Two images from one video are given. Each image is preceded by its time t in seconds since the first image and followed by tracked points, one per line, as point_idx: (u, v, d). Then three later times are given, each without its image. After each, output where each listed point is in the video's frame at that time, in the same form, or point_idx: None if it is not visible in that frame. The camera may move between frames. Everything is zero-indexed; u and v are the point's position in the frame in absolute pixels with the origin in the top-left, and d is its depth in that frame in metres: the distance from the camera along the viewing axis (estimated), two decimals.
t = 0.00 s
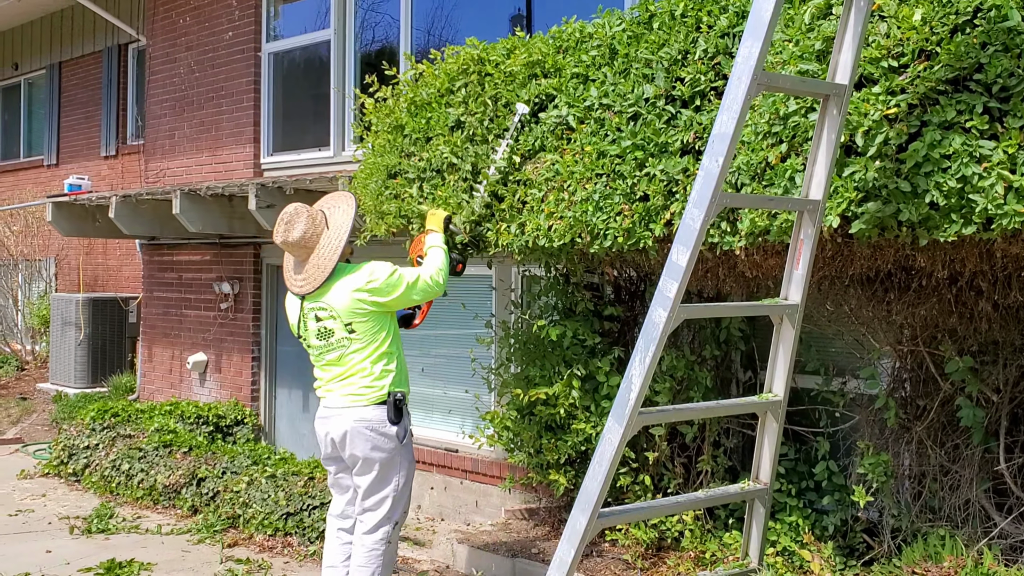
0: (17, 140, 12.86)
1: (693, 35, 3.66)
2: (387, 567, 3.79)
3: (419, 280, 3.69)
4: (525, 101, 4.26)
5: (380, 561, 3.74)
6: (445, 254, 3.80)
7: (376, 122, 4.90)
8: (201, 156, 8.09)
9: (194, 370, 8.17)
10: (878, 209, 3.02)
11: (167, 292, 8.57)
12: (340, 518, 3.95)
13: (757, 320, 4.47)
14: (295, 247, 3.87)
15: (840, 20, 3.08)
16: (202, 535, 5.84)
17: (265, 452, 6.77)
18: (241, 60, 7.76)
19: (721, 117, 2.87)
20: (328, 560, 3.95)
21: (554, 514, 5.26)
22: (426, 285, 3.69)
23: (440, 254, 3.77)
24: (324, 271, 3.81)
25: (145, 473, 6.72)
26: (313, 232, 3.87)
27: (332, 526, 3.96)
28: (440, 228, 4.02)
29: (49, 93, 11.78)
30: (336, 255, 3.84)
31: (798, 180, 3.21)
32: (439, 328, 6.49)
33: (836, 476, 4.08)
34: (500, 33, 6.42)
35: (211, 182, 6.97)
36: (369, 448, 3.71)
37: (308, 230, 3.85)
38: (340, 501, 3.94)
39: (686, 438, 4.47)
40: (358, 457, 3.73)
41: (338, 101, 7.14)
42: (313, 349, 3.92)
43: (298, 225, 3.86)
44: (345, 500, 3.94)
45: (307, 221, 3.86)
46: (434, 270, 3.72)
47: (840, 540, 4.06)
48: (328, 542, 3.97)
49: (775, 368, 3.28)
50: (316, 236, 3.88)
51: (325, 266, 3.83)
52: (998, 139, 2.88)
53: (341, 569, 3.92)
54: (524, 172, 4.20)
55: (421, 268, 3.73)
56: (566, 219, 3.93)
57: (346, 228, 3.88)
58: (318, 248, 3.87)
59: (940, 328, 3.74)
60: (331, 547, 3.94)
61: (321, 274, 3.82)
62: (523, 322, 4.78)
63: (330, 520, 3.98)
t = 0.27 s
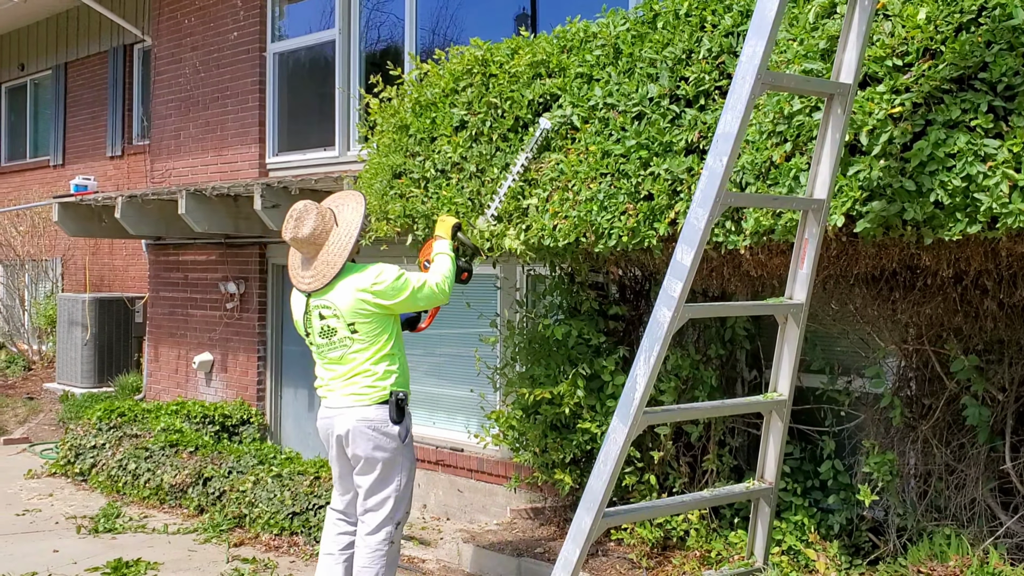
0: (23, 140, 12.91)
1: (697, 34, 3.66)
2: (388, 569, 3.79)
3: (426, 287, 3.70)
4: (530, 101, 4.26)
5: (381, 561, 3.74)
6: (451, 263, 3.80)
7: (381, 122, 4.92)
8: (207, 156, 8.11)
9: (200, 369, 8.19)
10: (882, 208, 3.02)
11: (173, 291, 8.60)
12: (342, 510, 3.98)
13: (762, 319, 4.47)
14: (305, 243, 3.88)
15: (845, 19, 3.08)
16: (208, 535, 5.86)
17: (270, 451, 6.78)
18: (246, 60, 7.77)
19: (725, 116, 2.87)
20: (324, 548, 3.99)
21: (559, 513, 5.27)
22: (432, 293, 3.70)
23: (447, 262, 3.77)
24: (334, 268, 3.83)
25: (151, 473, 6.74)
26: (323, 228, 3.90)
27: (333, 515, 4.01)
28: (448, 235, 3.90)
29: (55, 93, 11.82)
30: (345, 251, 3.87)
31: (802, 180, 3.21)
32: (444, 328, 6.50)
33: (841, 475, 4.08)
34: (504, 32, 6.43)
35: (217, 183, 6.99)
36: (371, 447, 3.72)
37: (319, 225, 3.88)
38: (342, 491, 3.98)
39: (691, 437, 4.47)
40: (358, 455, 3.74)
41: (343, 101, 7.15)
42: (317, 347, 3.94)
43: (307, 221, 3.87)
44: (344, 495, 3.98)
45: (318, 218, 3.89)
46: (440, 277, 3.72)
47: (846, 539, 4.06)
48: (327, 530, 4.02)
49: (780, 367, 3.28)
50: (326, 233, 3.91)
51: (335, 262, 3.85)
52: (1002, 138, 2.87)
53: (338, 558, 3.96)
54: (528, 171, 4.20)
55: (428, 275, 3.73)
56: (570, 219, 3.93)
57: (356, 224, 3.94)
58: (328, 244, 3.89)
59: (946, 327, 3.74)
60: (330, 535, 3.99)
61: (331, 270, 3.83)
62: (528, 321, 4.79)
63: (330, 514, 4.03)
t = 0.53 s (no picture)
0: (29, 142, 12.95)
1: (701, 36, 3.67)
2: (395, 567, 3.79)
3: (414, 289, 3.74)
4: (533, 102, 4.27)
5: (386, 561, 3.74)
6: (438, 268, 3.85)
7: (385, 124, 4.93)
8: (211, 158, 8.13)
9: (204, 371, 8.21)
10: (886, 210, 3.02)
11: (177, 293, 8.62)
12: (319, 514, 4.01)
13: (766, 321, 4.47)
14: (297, 247, 3.96)
15: (848, 21, 3.08)
16: (213, 536, 5.87)
17: (275, 452, 6.80)
18: (250, 62, 7.79)
19: (728, 118, 2.87)
20: (301, 553, 4.03)
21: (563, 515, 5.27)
22: (420, 296, 3.75)
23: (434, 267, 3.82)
24: (323, 271, 3.89)
25: (156, 474, 6.76)
26: (314, 232, 3.97)
27: (311, 519, 4.03)
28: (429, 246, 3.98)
29: (60, 95, 11.85)
30: (335, 254, 3.92)
31: (806, 182, 3.21)
32: (448, 329, 6.50)
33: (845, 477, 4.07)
34: (508, 34, 6.44)
35: (221, 185, 7.00)
36: (365, 447, 3.73)
37: (310, 230, 3.95)
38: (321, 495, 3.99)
39: (695, 439, 4.47)
40: (352, 456, 3.76)
41: (347, 103, 7.17)
42: (311, 351, 3.97)
43: (299, 225, 3.96)
44: (327, 496, 3.98)
45: (310, 221, 3.97)
46: (428, 282, 3.77)
47: (850, 541, 4.06)
48: (305, 535, 4.05)
49: (783, 369, 3.28)
50: (317, 237, 3.97)
51: (326, 265, 3.91)
52: (1006, 140, 2.87)
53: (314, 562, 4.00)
54: (532, 173, 4.21)
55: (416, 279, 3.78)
56: (574, 221, 3.94)
57: (347, 229, 3.97)
58: (319, 248, 3.96)
59: (950, 329, 3.74)
60: (306, 539, 4.02)
61: (321, 273, 3.90)
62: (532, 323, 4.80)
63: (311, 517, 4.03)
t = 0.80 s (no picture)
0: (34, 142, 12.99)
1: (706, 35, 3.66)
2: (393, 556, 3.90)
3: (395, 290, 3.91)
4: (538, 101, 4.26)
5: (381, 551, 3.85)
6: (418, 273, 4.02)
7: (389, 124, 4.95)
8: (216, 158, 8.14)
9: (209, 370, 8.22)
10: (892, 209, 3.02)
11: (182, 292, 8.63)
12: (317, 508, 4.16)
13: (771, 321, 4.46)
14: (284, 246, 4.16)
15: (853, 20, 3.07)
16: (218, 535, 5.89)
17: (280, 451, 6.81)
18: (255, 62, 7.80)
19: (733, 117, 2.87)
20: (301, 548, 4.16)
21: (567, 515, 5.27)
22: (402, 296, 3.92)
23: (414, 271, 4.01)
24: (309, 269, 4.09)
25: (161, 473, 6.78)
26: (302, 233, 4.17)
27: (309, 516, 4.18)
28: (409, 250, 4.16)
29: (65, 95, 11.89)
30: (320, 254, 4.12)
31: (811, 181, 3.20)
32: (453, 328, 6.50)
33: (850, 477, 4.06)
34: (512, 34, 6.44)
35: (226, 184, 7.01)
36: (346, 443, 3.91)
37: (297, 230, 4.15)
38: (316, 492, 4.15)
39: (700, 439, 4.46)
40: (336, 453, 3.94)
41: (352, 103, 7.18)
42: (299, 347, 4.16)
43: (287, 225, 4.16)
44: (321, 491, 4.13)
45: (297, 222, 4.17)
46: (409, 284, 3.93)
47: (855, 541, 4.05)
48: (304, 531, 4.19)
49: (788, 369, 3.27)
50: (305, 237, 4.17)
51: (311, 263, 4.10)
52: (1012, 139, 2.87)
53: (313, 557, 4.12)
54: (536, 172, 4.20)
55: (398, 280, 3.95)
56: (578, 220, 3.93)
57: (333, 230, 4.16)
58: (306, 247, 4.15)
59: (955, 328, 3.73)
60: (305, 535, 4.16)
61: (307, 271, 4.09)
62: (536, 322, 4.80)
63: (309, 513, 4.19)
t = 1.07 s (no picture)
0: (42, 140, 13.03)
1: (714, 33, 3.66)
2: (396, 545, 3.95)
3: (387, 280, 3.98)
4: (546, 99, 4.26)
5: (384, 539, 3.90)
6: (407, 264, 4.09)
7: (397, 122, 4.95)
8: (224, 156, 8.16)
9: (217, 368, 8.24)
10: (901, 207, 3.01)
11: (190, 290, 8.66)
12: (319, 502, 4.19)
13: (780, 319, 4.45)
14: (277, 245, 4.22)
15: (863, 17, 3.06)
16: (226, 533, 5.91)
17: (287, 449, 6.81)
18: (262, 60, 7.82)
19: (743, 115, 2.86)
20: (306, 544, 4.19)
21: (575, 513, 5.27)
22: (395, 286, 3.99)
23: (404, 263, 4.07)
24: (300, 267, 4.14)
25: (169, 471, 6.80)
26: (294, 231, 4.22)
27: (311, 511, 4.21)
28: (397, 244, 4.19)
29: (73, 93, 11.92)
30: (311, 253, 4.16)
31: (820, 179, 3.19)
32: (460, 327, 6.51)
33: (859, 475, 4.05)
34: (519, 32, 6.44)
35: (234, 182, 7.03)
36: (343, 436, 3.96)
37: (289, 229, 4.21)
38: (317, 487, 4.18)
39: (708, 437, 4.46)
40: (334, 447, 3.98)
41: (359, 101, 7.19)
42: (294, 343, 4.20)
43: (280, 225, 4.22)
44: (321, 485, 4.16)
45: (289, 221, 4.23)
46: (400, 274, 4.02)
47: (863, 540, 4.04)
48: (308, 526, 4.22)
49: (797, 367, 3.27)
50: (297, 235, 4.23)
51: (302, 261, 4.15)
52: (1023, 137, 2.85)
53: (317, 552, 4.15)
54: (544, 170, 4.19)
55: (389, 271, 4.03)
56: (586, 218, 3.93)
57: (324, 228, 4.21)
58: (298, 246, 4.21)
59: (964, 327, 3.72)
60: (309, 530, 4.19)
61: (298, 269, 4.14)
62: (544, 320, 4.80)
63: (311, 508, 4.22)
